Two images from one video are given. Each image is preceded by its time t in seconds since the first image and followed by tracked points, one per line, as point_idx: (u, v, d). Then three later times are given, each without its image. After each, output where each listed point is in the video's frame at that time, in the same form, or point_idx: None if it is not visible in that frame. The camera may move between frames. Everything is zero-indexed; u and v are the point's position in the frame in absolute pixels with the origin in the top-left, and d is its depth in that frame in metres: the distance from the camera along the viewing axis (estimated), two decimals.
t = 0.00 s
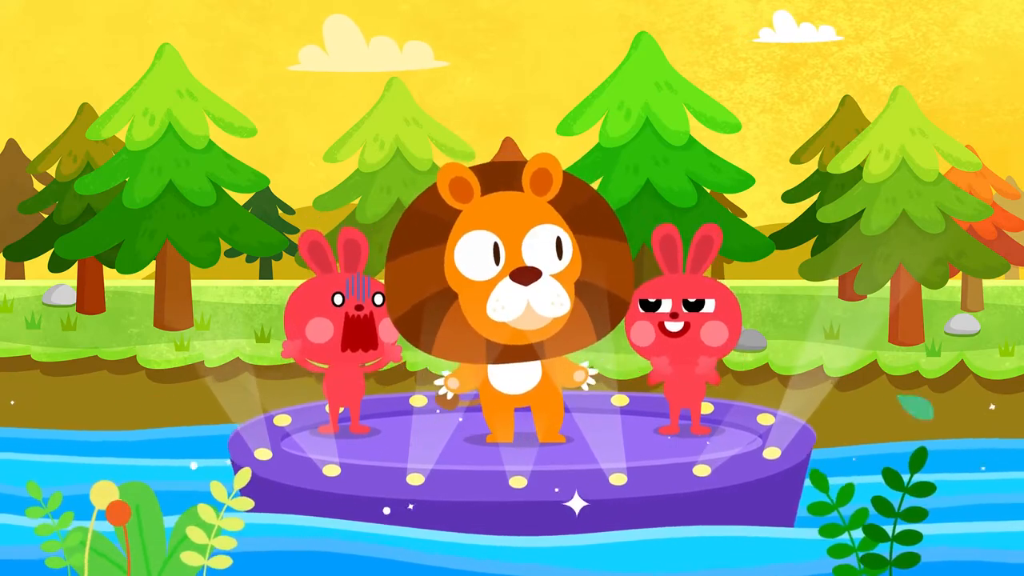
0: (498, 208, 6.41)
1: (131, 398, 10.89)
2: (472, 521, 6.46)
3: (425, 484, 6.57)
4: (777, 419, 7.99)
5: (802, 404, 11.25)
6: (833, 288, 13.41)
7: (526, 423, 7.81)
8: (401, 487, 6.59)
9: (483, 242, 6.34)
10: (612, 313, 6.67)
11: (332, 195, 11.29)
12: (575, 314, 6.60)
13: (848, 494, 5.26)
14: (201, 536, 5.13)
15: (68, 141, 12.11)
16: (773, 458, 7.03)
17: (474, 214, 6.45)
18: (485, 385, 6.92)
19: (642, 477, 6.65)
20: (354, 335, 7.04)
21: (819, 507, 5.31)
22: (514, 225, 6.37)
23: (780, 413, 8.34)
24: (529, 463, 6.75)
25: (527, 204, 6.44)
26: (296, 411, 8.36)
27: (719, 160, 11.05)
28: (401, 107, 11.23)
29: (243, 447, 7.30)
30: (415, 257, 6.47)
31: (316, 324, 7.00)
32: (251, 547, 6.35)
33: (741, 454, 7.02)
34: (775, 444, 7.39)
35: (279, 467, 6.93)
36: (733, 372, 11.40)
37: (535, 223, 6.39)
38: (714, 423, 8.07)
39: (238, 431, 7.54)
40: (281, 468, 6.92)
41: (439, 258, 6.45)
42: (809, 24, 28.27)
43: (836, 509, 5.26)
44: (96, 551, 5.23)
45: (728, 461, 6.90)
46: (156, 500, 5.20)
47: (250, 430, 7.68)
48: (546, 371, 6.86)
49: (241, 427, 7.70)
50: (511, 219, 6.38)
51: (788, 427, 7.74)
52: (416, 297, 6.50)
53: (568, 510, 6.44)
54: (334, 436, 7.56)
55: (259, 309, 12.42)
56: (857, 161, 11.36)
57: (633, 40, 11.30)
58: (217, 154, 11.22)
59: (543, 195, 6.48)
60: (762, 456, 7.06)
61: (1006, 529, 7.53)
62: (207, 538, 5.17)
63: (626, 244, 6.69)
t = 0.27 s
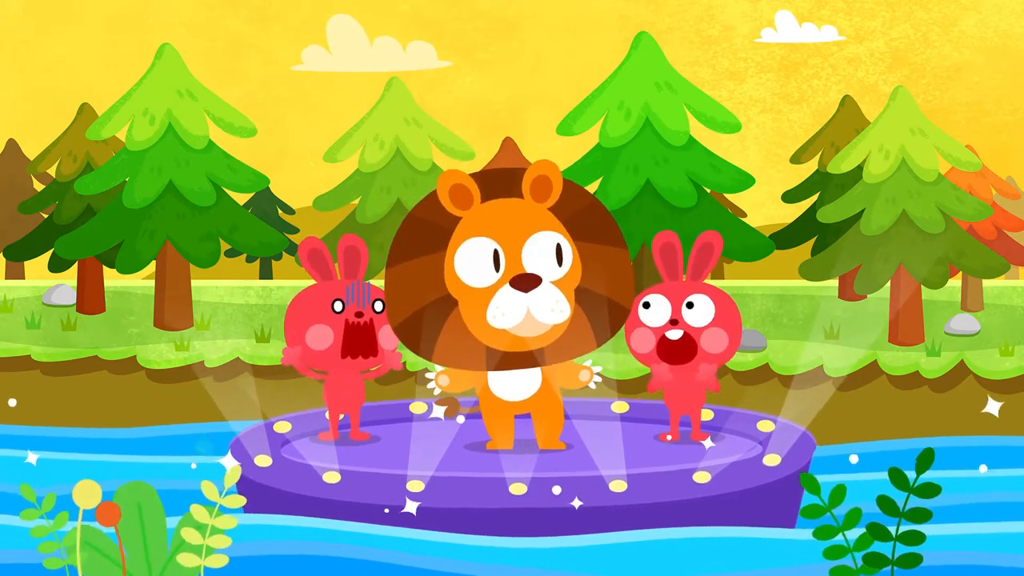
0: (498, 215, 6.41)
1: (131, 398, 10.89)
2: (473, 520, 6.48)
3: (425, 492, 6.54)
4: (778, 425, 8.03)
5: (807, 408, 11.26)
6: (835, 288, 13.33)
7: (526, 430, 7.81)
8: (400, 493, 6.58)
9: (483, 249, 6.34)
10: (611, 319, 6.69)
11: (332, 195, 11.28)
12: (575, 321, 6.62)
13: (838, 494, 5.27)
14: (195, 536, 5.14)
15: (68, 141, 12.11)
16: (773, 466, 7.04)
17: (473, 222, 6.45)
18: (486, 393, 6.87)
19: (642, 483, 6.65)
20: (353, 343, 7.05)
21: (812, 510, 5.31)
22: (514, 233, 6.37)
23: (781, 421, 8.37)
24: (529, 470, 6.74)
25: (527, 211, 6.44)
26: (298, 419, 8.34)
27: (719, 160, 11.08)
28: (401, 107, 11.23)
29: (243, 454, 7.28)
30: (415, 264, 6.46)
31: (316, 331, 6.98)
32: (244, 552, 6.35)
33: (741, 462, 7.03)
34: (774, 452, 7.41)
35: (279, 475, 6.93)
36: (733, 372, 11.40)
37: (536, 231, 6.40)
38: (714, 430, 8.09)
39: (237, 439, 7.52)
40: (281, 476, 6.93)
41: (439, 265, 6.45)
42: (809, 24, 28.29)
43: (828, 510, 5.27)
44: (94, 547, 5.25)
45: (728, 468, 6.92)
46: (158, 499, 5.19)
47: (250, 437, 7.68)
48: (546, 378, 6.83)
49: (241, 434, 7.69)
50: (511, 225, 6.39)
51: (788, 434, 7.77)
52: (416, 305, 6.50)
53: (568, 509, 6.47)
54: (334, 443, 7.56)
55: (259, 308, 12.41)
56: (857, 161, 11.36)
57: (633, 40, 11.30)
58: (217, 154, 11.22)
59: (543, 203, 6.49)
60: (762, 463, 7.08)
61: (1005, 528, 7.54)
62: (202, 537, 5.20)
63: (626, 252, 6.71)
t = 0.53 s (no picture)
0: (499, 212, 6.41)
1: (131, 398, 10.89)
2: (472, 519, 6.45)
3: (425, 488, 6.53)
4: (777, 423, 8.00)
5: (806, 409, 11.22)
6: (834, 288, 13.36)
7: (525, 428, 7.81)
8: (400, 491, 6.57)
9: (484, 246, 6.34)
10: (612, 316, 6.69)
11: (331, 195, 11.28)
12: (575, 319, 6.63)
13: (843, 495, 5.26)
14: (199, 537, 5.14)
15: (68, 141, 12.11)
16: (773, 463, 7.03)
17: (474, 219, 6.44)
18: (485, 389, 6.95)
19: (643, 481, 6.61)
20: (351, 342, 7.05)
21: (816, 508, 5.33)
22: (514, 230, 6.38)
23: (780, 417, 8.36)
24: (529, 467, 6.71)
25: (527, 208, 6.45)
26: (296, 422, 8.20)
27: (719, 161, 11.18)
28: (401, 107, 11.23)
29: (243, 450, 7.30)
30: (415, 261, 6.46)
31: (318, 328, 6.97)
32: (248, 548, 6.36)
33: (741, 459, 7.00)
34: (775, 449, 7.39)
35: (279, 472, 6.91)
36: (733, 372, 11.41)
37: (536, 228, 6.40)
38: (714, 426, 8.11)
39: (237, 435, 7.53)
40: (281, 472, 6.91)
41: (439, 262, 6.45)
42: (811, 24, 28.31)
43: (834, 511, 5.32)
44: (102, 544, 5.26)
45: (729, 465, 6.88)
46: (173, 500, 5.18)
47: (250, 433, 7.67)
48: (546, 376, 6.91)
49: (240, 431, 7.68)
50: (511, 222, 6.39)
51: (789, 431, 7.78)
52: (415, 302, 6.50)
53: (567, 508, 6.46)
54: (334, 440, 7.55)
55: (259, 308, 12.32)
56: (857, 161, 11.36)
57: (633, 40, 11.31)
58: (217, 154, 11.22)
59: (543, 200, 6.49)
60: (762, 460, 7.06)
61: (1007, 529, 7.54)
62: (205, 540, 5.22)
63: (626, 249, 6.71)
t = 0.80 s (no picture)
0: (498, 204, 6.44)
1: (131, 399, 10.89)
2: (471, 516, 6.47)
3: (425, 480, 6.56)
4: (777, 415, 8.23)
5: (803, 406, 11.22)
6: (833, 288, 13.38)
7: (527, 418, 7.82)
8: (400, 483, 6.59)
9: (485, 237, 6.37)
10: (611, 307, 6.72)
11: (331, 195, 11.28)
12: (576, 311, 6.67)
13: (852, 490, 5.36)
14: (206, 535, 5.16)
15: (68, 141, 12.11)
16: (773, 454, 7.04)
17: (474, 210, 6.48)
18: (485, 380, 6.97)
19: (642, 472, 6.66)
20: (333, 356, 7.08)
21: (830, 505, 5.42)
22: (514, 222, 6.41)
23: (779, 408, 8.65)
24: (529, 459, 6.76)
25: (527, 199, 6.48)
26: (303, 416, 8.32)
27: (719, 160, 11.16)
28: (401, 106, 11.22)
29: (243, 441, 7.47)
30: (415, 253, 6.51)
31: (299, 336, 6.99)
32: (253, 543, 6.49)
33: (741, 450, 7.02)
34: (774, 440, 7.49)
35: (279, 463, 6.97)
36: (733, 372, 11.42)
37: (536, 218, 6.43)
38: (714, 419, 8.38)
39: (237, 427, 7.71)
40: (281, 464, 6.96)
41: (439, 254, 6.49)
42: (814, 22, 28.27)
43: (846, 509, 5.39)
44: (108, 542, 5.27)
45: (728, 457, 6.91)
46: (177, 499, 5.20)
47: (251, 425, 7.93)
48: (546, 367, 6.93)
49: (241, 423, 7.94)
50: (511, 213, 6.42)
51: (788, 422, 7.96)
52: (415, 294, 6.54)
53: (567, 508, 6.44)
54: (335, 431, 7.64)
55: (259, 308, 12.34)
56: (857, 161, 11.36)
57: (633, 40, 11.31)
58: (217, 154, 11.22)
59: (543, 190, 6.52)
60: (762, 452, 7.08)
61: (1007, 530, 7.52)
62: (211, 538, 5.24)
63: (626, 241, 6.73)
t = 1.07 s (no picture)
0: (499, 198, 6.44)
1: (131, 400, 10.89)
2: (471, 513, 6.47)
3: (425, 475, 6.54)
4: (777, 408, 8.46)
5: (801, 401, 11.22)
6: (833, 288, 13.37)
7: (526, 413, 7.91)
8: (400, 478, 6.57)
9: (485, 231, 6.39)
10: (611, 301, 6.69)
11: (331, 196, 11.28)
12: (576, 306, 6.67)
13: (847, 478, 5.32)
14: (208, 536, 5.14)
15: (68, 141, 12.11)
16: (774, 449, 7.03)
17: (474, 205, 6.48)
18: (485, 375, 6.98)
19: (642, 467, 6.65)
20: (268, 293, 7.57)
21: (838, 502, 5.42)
22: (514, 216, 6.42)
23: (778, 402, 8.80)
24: (529, 454, 6.71)
25: (527, 194, 6.47)
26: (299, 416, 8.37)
27: (720, 161, 11.22)
28: (401, 107, 11.23)
29: (244, 436, 7.68)
30: (415, 247, 6.50)
31: (233, 280, 7.45)
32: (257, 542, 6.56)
33: (741, 445, 7.01)
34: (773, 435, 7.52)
35: (279, 458, 6.95)
36: (733, 373, 11.43)
37: (536, 213, 6.42)
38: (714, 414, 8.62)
39: (238, 422, 7.95)
40: (281, 458, 6.94)
41: (439, 248, 6.50)
42: (815, 23, 28.26)
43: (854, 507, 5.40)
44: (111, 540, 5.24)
45: (729, 452, 6.89)
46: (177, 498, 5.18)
47: (251, 419, 8.24)
48: (546, 363, 6.93)
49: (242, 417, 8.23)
50: (511, 208, 6.43)
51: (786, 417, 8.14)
52: (415, 288, 6.54)
53: (567, 506, 6.46)
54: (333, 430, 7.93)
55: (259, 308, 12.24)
56: (857, 161, 11.35)
57: (633, 40, 11.32)
58: (217, 154, 11.22)
59: (542, 185, 6.50)
60: (762, 446, 7.07)
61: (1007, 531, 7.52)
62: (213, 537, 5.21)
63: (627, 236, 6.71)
